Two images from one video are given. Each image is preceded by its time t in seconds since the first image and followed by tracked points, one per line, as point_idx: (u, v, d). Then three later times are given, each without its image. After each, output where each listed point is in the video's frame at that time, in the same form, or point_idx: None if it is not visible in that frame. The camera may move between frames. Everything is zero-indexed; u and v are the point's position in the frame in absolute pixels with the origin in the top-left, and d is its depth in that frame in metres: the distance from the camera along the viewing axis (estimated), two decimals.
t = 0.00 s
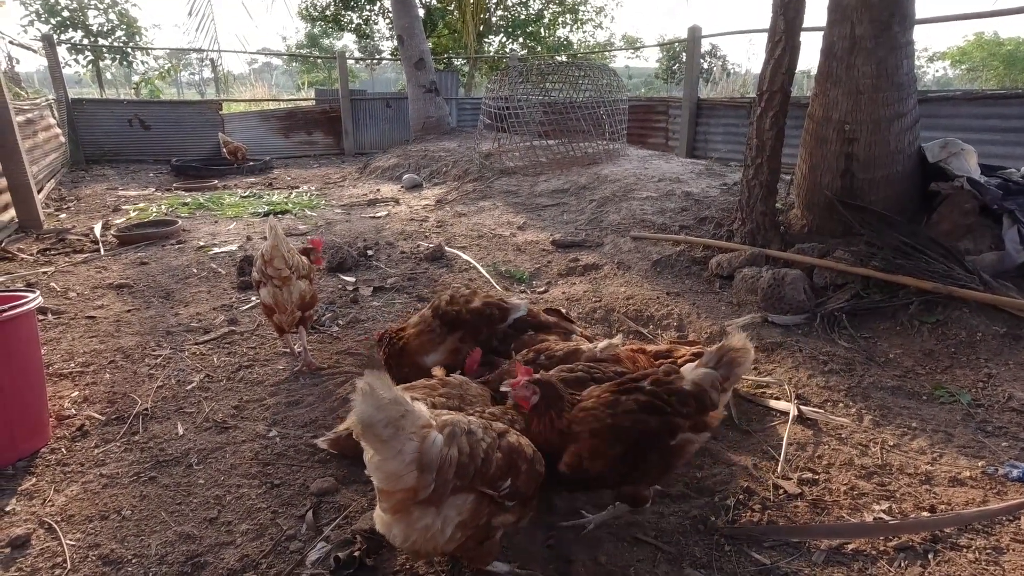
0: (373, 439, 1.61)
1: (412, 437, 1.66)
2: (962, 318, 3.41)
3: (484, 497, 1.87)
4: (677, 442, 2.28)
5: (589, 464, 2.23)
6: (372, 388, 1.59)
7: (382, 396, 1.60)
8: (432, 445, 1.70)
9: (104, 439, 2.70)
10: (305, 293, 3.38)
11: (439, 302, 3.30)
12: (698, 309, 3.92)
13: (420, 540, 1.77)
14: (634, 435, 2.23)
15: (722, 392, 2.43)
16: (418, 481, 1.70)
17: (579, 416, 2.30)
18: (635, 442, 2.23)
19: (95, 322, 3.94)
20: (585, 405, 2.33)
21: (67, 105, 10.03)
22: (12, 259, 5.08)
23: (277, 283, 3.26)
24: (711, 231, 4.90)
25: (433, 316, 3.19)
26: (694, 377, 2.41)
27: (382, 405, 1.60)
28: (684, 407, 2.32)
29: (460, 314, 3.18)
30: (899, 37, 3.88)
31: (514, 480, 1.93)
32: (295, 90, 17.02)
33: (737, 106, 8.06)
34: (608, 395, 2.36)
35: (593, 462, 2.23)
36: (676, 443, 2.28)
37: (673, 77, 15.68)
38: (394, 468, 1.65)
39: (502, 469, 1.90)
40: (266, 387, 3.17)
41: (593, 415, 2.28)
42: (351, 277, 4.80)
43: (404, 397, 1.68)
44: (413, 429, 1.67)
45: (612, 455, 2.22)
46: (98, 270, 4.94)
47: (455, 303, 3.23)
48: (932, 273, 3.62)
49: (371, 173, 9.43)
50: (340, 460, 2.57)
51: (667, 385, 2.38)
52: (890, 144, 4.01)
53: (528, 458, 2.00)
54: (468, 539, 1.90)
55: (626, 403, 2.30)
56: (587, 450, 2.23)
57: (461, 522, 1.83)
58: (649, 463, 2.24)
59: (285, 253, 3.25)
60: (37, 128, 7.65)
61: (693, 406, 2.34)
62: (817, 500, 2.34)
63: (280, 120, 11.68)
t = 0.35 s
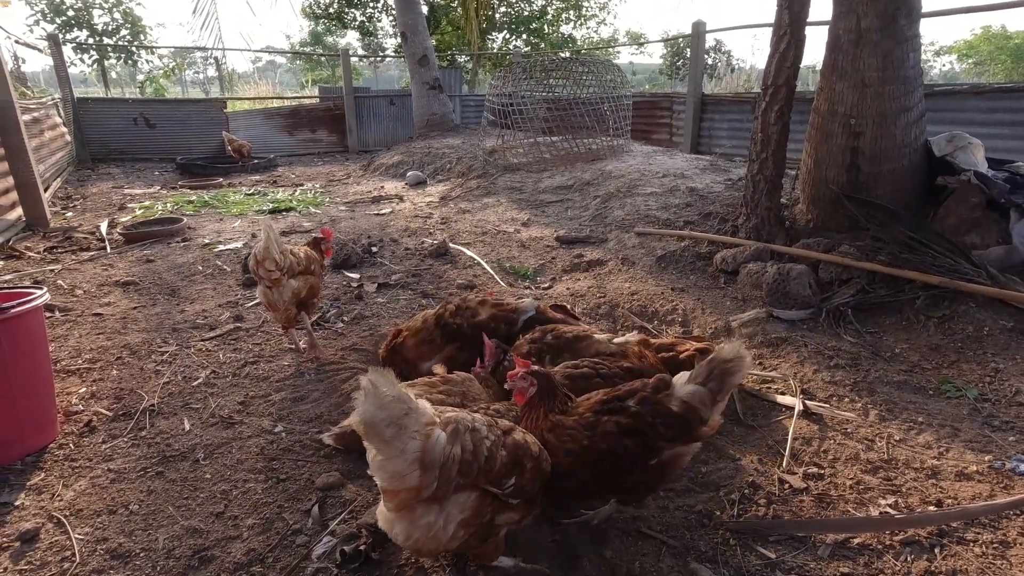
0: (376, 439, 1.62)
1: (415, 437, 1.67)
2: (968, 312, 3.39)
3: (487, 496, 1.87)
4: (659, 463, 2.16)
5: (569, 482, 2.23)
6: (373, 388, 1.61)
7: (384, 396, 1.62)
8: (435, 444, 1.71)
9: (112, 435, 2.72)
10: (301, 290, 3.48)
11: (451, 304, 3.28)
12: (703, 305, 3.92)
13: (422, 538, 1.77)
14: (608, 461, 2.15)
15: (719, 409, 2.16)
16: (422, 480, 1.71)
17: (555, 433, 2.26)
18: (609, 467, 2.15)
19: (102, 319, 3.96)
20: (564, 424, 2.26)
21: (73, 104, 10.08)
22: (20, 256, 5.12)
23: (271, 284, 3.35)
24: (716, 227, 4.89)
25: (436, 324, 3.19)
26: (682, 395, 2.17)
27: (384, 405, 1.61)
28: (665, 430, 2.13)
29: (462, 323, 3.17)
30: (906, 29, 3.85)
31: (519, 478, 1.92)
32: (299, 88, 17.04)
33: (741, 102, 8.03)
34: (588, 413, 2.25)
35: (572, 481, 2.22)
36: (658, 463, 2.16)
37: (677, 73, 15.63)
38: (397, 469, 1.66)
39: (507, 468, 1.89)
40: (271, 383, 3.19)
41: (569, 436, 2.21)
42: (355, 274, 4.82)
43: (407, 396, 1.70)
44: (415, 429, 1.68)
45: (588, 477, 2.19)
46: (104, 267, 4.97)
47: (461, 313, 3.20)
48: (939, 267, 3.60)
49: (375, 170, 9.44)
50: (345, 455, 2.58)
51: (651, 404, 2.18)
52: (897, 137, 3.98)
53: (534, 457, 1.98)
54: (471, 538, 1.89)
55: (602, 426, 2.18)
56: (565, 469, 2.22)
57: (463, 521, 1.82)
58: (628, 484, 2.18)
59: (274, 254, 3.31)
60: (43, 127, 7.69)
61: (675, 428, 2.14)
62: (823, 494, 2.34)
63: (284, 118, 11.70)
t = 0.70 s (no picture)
0: (378, 435, 1.62)
1: (417, 433, 1.67)
2: (975, 309, 3.38)
3: (491, 494, 1.87)
4: (677, 438, 2.23)
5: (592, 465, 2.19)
6: (375, 382, 1.62)
7: (385, 390, 1.62)
8: (437, 440, 1.71)
9: (120, 430, 2.74)
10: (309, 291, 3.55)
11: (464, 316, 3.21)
12: (708, 301, 3.91)
13: (426, 534, 1.78)
14: (631, 437, 2.18)
15: (738, 389, 2.25)
16: (424, 477, 1.71)
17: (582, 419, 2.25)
18: (632, 443, 2.18)
19: (109, 317, 3.98)
20: (587, 409, 2.27)
21: (79, 103, 10.11)
22: (27, 255, 5.15)
23: (274, 289, 3.44)
24: (721, 223, 4.88)
25: (444, 337, 3.13)
26: (700, 373, 2.28)
27: (386, 400, 1.61)
28: (684, 403, 2.22)
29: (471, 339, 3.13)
30: (911, 24, 3.83)
31: (524, 476, 1.91)
32: (303, 87, 17.06)
33: (746, 98, 7.99)
34: (609, 394, 2.28)
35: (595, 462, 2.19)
36: (677, 439, 2.23)
37: (681, 70, 15.57)
38: (399, 464, 1.66)
39: (512, 466, 1.89)
40: (277, 379, 3.20)
41: (593, 417, 2.22)
42: (360, 272, 4.83)
43: (410, 391, 1.69)
44: (418, 425, 1.68)
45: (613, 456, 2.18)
46: (111, 265, 4.99)
47: (472, 330, 3.16)
48: (945, 263, 3.59)
49: (379, 168, 9.45)
50: (351, 451, 2.59)
51: (669, 380, 2.28)
52: (902, 133, 3.97)
53: (540, 455, 1.97)
54: (475, 534, 1.90)
55: (624, 402, 2.22)
56: (588, 446, 2.18)
57: (467, 518, 1.83)
58: (647, 457, 2.21)
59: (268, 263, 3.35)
60: (49, 126, 7.73)
61: (694, 402, 2.23)
62: (829, 490, 2.34)
63: (288, 116, 11.71)
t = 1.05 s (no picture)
0: (382, 432, 1.63)
1: (421, 432, 1.68)
2: (982, 309, 3.37)
3: (497, 497, 1.87)
4: (709, 431, 2.19)
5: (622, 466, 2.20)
6: (381, 378, 1.64)
7: (387, 389, 1.63)
8: (441, 442, 1.71)
9: (128, 429, 2.76)
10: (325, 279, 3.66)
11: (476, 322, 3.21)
12: (713, 301, 3.91)
13: (433, 537, 1.79)
14: (658, 431, 2.18)
15: (763, 375, 2.23)
16: (428, 479, 1.71)
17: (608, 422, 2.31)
18: (660, 437, 2.18)
19: (116, 316, 4.01)
20: (614, 412, 2.32)
21: (85, 103, 10.16)
22: (35, 254, 5.18)
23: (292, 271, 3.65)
24: (726, 223, 4.87)
25: (456, 345, 3.13)
26: (722, 363, 2.28)
27: (391, 396, 1.62)
28: (710, 394, 2.21)
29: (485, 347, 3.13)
30: (919, 22, 3.82)
31: (529, 479, 1.91)
32: (308, 86, 17.09)
33: (752, 98, 7.95)
34: (635, 396, 2.32)
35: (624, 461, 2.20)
36: (709, 433, 2.19)
37: (686, 68, 15.54)
38: (404, 463, 1.67)
39: (518, 470, 1.88)
40: (284, 378, 3.21)
41: (619, 418, 2.26)
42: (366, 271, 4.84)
43: (415, 391, 1.70)
44: (422, 425, 1.68)
45: (642, 454, 2.18)
46: (118, 264, 5.02)
47: (485, 339, 3.15)
48: (952, 263, 3.57)
49: (383, 167, 9.47)
50: (358, 450, 2.60)
51: (693, 373, 2.29)
52: (909, 133, 3.95)
53: (546, 458, 1.97)
54: (482, 535, 1.91)
55: (649, 399, 2.25)
56: (621, 450, 2.20)
57: (474, 521, 1.84)
58: (680, 454, 2.18)
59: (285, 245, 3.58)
60: (56, 126, 7.76)
61: (719, 390, 2.21)
62: (836, 491, 2.33)
63: (292, 115, 11.73)
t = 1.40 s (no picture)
0: (384, 439, 1.63)
1: (424, 437, 1.67)
2: (986, 308, 3.36)
3: (505, 498, 1.87)
4: (720, 432, 2.19)
5: (633, 467, 2.18)
6: (378, 387, 1.63)
7: (387, 395, 1.62)
8: (446, 445, 1.71)
9: (131, 426, 2.76)
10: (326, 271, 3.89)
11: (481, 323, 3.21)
12: (716, 299, 3.90)
13: (441, 540, 1.79)
14: (671, 432, 2.16)
15: (774, 376, 2.24)
16: (434, 482, 1.71)
17: (618, 422, 2.28)
18: (673, 437, 2.16)
19: (119, 313, 4.01)
20: (623, 411, 2.30)
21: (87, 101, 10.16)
22: (38, 251, 5.18)
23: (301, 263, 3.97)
24: (729, 222, 4.86)
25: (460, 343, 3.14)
26: (733, 363, 2.28)
27: (388, 404, 1.62)
28: (722, 395, 2.20)
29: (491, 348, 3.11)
30: (923, 21, 3.81)
31: (536, 478, 1.91)
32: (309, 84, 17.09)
33: (755, 97, 7.93)
34: (645, 395, 2.29)
35: (636, 463, 2.18)
36: (720, 434, 2.19)
37: (688, 67, 15.51)
38: (409, 467, 1.67)
39: (524, 471, 1.88)
40: (287, 376, 3.21)
41: (630, 418, 2.24)
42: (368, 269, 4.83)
43: (416, 395, 1.69)
44: (425, 429, 1.67)
45: (655, 455, 2.16)
46: (120, 262, 5.02)
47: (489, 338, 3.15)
48: (956, 262, 3.56)
49: (385, 166, 9.46)
50: (360, 448, 2.60)
51: (703, 373, 2.28)
52: (913, 131, 3.94)
53: (552, 455, 1.96)
54: (489, 537, 1.91)
55: (660, 399, 2.23)
56: (631, 451, 2.19)
57: (482, 523, 1.83)
58: (690, 455, 2.18)
59: (295, 238, 3.96)
60: (59, 124, 7.77)
61: (731, 391, 2.21)
62: (840, 490, 2.33)
63: (294, 113, 11.73)
